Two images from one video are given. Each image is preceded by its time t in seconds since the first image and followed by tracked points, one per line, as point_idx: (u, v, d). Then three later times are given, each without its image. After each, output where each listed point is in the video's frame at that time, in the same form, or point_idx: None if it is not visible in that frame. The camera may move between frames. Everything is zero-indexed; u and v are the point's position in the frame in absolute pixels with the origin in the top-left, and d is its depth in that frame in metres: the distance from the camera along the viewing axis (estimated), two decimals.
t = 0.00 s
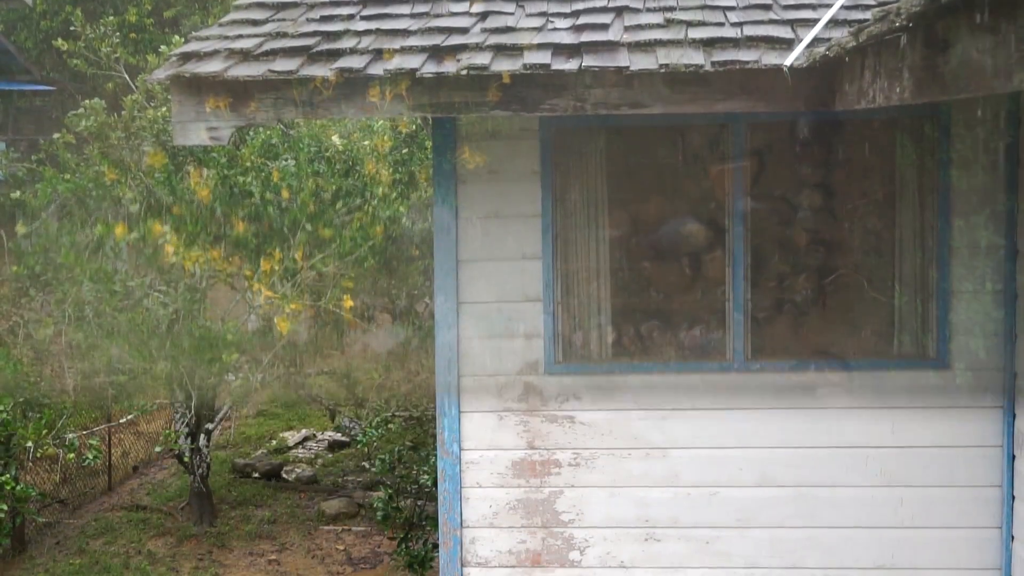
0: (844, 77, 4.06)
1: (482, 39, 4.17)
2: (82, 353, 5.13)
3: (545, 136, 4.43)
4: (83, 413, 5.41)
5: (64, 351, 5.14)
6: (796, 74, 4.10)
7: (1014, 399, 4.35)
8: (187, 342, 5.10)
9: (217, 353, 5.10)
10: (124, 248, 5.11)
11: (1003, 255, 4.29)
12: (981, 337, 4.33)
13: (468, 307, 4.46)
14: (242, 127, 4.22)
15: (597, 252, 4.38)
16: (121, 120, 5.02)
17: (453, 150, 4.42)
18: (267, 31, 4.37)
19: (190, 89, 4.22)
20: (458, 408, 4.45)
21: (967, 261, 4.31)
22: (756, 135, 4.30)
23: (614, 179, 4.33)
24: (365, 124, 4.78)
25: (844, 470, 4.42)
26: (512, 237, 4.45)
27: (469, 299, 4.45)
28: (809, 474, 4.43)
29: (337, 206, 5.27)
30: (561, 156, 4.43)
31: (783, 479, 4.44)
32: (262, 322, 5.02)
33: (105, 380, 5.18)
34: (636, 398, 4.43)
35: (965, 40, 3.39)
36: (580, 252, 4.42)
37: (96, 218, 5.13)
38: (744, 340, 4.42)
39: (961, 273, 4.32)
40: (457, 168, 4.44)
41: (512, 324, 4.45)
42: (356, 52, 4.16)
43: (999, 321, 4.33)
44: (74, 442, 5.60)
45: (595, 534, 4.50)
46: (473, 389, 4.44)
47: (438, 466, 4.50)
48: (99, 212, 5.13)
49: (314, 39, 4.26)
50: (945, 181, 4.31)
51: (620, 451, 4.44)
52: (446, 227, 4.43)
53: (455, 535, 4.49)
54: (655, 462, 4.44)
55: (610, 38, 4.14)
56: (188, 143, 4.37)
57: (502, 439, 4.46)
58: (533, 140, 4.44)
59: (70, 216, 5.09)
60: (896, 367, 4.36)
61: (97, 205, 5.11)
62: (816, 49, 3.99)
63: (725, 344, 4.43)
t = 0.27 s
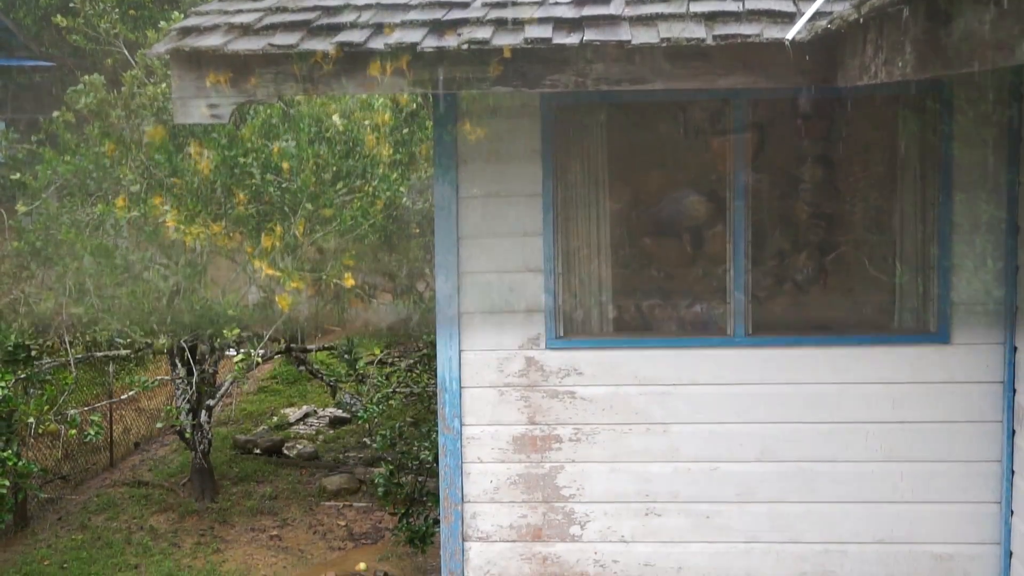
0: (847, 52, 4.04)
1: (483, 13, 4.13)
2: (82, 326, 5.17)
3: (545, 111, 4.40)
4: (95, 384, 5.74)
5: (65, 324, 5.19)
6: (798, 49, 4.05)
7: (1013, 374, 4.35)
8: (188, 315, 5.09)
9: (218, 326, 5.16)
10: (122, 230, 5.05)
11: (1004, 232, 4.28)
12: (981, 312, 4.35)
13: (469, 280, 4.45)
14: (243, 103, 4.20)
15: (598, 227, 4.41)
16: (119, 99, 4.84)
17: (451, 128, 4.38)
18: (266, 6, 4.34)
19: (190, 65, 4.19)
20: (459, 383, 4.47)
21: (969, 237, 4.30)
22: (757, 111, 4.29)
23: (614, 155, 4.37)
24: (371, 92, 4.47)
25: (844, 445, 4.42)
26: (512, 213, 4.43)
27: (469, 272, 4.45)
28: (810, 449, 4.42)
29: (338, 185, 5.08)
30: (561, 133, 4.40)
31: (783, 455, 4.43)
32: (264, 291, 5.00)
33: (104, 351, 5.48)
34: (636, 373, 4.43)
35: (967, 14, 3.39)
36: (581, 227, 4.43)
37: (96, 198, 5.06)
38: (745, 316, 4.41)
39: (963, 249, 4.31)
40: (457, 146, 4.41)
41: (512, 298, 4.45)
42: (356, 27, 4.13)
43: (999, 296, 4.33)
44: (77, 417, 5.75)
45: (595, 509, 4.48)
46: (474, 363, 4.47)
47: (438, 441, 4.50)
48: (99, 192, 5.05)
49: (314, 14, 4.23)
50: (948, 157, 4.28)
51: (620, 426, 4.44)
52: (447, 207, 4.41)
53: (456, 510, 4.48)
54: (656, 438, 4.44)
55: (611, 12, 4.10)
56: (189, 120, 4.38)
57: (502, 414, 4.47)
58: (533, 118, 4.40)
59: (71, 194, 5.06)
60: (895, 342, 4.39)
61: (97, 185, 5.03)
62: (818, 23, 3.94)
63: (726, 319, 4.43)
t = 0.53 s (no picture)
0: (847, 27, 4.04)
1: None
2: (82, 302, 5.32)
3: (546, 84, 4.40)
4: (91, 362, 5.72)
5: (65, 297, 5.20)
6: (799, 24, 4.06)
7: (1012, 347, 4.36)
8: (189, 290, 5.31)
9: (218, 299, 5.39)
10: (123, 199, 4.80)
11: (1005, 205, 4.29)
12: (981, 285, 4.35)
13: (470, 252, 4.48)
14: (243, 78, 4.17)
15: (599, 200, 4.43)
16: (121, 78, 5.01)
17: (451, 101, 4.38)
18: None
19: (190, 42, 4.16)
20: (459, 356, 4.48)
21: (969, 210, 4.31)
22: (758, 85, 4.33)
23: (615, 127, 4.40)
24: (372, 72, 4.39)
25: (843, 418, 4.43)
26: (513, 185, 4.44)
27: (470, 243, 4.47)
28: (809, 422, 4.43)
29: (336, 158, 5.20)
30: (562, 107, 4.42)
31: (783, 427, 4.43)
32: (263, 268, 5.27)
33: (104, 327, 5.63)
34: (636, 346, 4.44)
35: None
36: (582, 200, 4.45)
37: (95, 170, 4.86)
38: (746, 289, 4.43)
39: (963, 222, 4.32)
40: (458, 119, 4.41)
41: (513, 271, 4.46)
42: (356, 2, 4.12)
43: (999, 269, 4.34)
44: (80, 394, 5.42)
45: (595, 482, 4.48)
46: (475, 337, 4.48)
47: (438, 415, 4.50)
48: (99, 164, 4.86)
49: None
50: (948, 131, 4.29)
51: (620, 399, 4.45)
52: (448, 177, 4.42)
53: (456, 483, 4.50)
54: (656, 411, 4.45)
55: None
56: (188, 96, 4.31)
57: (503, 388, 4.48)
58: (533, 93, 4.40)
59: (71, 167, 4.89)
60: (896, 315, 4.39)
61: (97, 158, 4.86)
62: None
63: (726, 293, 4.45)
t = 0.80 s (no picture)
0: None
1: None
2: (86, 277, 5.61)
3: (545, 56, 4.40)
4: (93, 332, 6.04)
5: (65, 271, 5.43)
6: None
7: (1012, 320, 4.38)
8: (189, 263, 5.72)
9: (218, 274, 5.81)
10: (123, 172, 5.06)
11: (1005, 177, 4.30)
12: (981, 258, 4.39)
13: (470, 224, 4.49)
14: (242, 51, 4.12)
15: (597, 172, 4.35)
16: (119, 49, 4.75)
17: (451, 72, 4.41)
18: None
19: (187, 15, 4.11)
20: (459, 328, 4.49)
21: (969, 183, 4.37)
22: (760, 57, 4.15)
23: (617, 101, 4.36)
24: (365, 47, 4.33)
25: (842, 390, 4.45)
26: (512, 156, 4.46)
27: (470, 215, 4.48)
28: (808, 394, 4.45)
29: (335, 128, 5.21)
30: (562, 78, 4.40)
31: (782, 399, 4.46)
32: (263, 241, 6.00)
33: (103, 301, 5.83)
34: (636, 318, 4.46)
35: None
36: (580, 171, 4.40)
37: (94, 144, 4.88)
38: (746, 262, 4.45)
39: (963, 195, 4.37)
40: (457, 90, 4.43)
41: (513, 244, 4.48)
42: None
43: (999, 242, 4.38)
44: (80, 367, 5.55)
45: (594, 454, 4.49)
46: (476, 310, 4.49)
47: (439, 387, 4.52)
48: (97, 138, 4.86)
49: None
50: (952, 105, 4.21)
51: (620, 371, 4.47)
52: (447, 147, 4.43)
53: (456, 455, 4.52)
54: (655, 383, 4.46)
55: None
56: (184, 69, 4.21)
57: (503, 360, 4.49)
58: (533, 63, 4.41)
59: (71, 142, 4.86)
60: (896, 287, 4.42)
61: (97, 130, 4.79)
62: None
63: (726, 265, 4.48)
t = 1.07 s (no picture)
0: None
1: None
2: (85, 249, 5.40)
3: (545, 25, 4.34)
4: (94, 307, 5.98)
5: (65, 244, 5.27)
6: None
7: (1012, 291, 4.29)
8: (190, 236, 5.56)
9: (219, 246, 5.66)
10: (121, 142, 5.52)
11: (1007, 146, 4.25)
12: (983, 229, 4.30)
13: (470, 196, 4.47)
14: (242, 18, 4.12)
15: (599, 142, 4.44)
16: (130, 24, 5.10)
17: (451, 42, 4.34)
18: None
19: None
20: (459, 299, 4.48)
21: (971, 153, 4.29)
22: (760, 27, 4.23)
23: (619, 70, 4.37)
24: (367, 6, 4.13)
25: (843, 362, 4.41)
26: (513, 128, 4.42)
27: (470, 186, 4.46)
28: (809, 365, 4.42)
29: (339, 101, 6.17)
30: (563, 48, 4.35)
31: (783, 371, 4.43)
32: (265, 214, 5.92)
33: (104, 274, 5.69)
34: (636, 290, 4.42)
35: None
36: (583, 142, 4.45)
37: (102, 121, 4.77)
38: (746, 234, 4.40)
39: (964, 165, 4.29)
40: (459, 61, 4.39)
41: (513, 215, 4.45)
42: None
43: (1002, 212, 4.29)
44: (80, 337, 5.08)
45: (595, 426, 4.48)
46: (476, 281, 4.48)
47: (439, 359, 4.51)
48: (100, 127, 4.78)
49: None
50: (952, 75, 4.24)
51: (620, 342, 4.45)
52: (448, 118, 4.40)
53: (457, 426, 4.51)
54: (655, 355, 4.44)
55: None
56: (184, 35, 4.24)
57: (503, 331, 4.48)
58: (533, 33, 4.35)
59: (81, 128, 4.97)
60: (898, 259, 4.35)
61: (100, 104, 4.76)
62: None
63: (726, 237, 4.44)
